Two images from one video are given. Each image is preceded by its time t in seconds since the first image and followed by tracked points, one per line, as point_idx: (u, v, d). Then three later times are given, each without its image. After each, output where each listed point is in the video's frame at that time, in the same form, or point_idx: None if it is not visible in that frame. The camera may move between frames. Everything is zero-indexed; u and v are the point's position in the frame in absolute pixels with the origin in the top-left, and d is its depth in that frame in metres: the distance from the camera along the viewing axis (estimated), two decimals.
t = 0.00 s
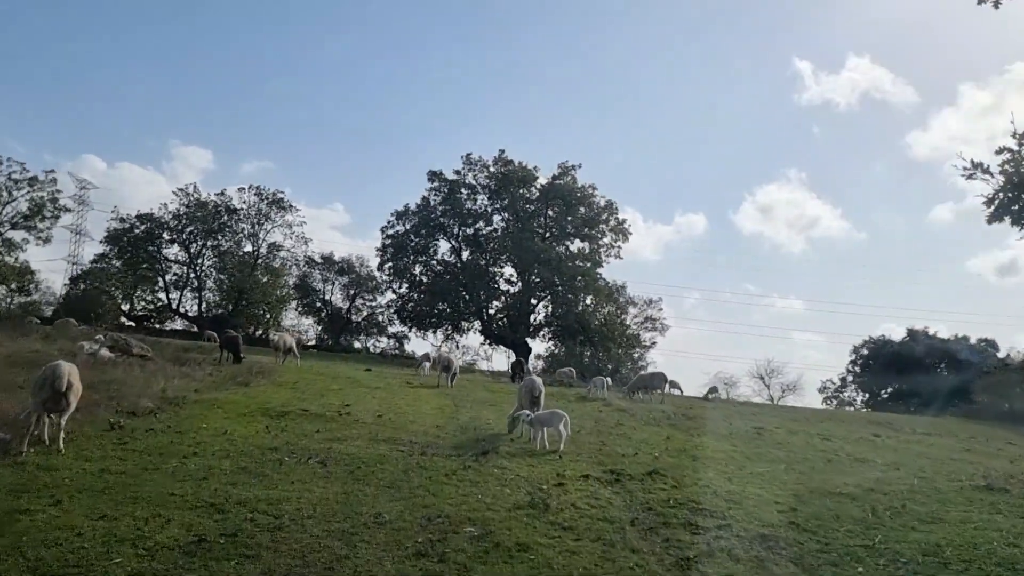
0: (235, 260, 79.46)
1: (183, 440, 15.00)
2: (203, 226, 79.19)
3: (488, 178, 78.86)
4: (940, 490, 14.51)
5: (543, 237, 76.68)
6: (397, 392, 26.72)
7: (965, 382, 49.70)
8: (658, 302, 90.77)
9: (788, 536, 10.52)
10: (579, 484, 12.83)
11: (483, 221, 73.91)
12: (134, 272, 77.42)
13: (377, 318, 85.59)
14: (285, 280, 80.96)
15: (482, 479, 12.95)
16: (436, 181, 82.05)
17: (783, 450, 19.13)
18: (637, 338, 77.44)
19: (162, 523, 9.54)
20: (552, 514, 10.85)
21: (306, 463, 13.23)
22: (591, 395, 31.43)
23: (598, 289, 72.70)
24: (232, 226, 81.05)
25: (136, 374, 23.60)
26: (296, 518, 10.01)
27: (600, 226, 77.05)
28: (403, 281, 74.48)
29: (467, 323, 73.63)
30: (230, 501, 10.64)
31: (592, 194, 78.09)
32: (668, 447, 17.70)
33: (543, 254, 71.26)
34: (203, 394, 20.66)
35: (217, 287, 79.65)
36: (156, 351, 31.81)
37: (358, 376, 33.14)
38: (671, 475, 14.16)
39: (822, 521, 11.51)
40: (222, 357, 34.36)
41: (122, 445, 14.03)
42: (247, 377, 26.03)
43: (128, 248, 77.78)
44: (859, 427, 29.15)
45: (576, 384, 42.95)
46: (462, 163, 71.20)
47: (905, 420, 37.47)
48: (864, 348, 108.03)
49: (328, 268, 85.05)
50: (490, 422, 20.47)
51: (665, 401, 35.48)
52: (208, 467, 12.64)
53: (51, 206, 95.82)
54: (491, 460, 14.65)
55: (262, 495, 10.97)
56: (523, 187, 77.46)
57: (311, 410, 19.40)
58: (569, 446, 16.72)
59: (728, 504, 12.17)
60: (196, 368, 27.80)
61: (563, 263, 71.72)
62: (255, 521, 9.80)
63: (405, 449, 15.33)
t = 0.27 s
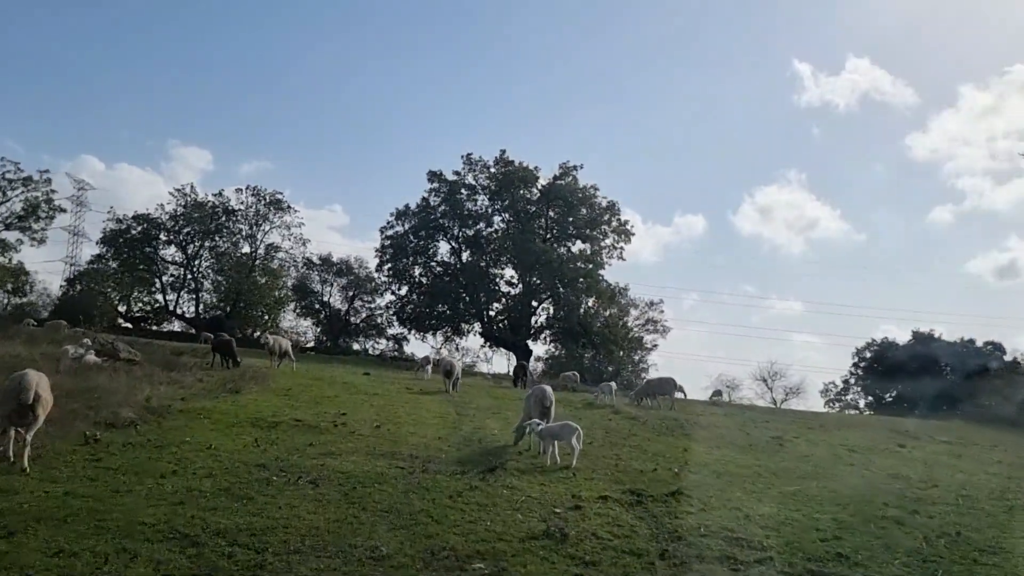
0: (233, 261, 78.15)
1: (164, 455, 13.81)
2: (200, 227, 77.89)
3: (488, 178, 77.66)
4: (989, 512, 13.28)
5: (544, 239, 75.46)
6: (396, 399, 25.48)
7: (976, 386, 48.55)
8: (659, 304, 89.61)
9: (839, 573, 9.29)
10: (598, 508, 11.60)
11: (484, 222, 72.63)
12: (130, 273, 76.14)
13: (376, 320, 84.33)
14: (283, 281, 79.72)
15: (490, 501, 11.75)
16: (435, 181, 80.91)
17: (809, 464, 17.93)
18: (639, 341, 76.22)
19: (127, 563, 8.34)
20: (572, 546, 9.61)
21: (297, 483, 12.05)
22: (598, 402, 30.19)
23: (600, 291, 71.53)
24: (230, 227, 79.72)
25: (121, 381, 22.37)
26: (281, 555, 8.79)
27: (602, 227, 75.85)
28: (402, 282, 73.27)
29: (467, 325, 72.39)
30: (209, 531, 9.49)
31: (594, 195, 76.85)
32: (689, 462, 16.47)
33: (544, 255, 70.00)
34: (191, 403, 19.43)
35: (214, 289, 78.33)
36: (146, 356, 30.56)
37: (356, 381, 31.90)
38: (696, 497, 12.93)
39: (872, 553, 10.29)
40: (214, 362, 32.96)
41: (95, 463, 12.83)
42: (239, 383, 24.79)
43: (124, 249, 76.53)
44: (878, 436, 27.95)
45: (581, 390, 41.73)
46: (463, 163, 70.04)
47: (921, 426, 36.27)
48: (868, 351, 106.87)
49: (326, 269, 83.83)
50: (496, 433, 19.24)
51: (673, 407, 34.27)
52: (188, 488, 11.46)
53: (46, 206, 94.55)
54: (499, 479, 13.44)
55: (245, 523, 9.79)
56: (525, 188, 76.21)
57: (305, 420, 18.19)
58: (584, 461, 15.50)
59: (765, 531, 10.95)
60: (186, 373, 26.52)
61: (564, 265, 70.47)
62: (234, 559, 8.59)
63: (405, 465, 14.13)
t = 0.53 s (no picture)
0: (230, 263, 76.81)
1: (146, 473, 12.59)
2: (196, 228, 76.42)
3: (489, 180, 76.45)
4: None
5: (545, 241, 74.27)
6: (398, 407, 24.28)
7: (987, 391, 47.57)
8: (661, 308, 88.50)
9: None
10: (627, 535, 10.42)
11: (484, 223, 71.41)
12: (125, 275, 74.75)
13: (374, 323, 83.05)
14: (280, 283, 78.43)
15: (507, 527, 10.55)
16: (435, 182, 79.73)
17: (841, 480, 16.78)
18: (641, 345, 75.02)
19: None
20: None
21: (293, 506, 10.85)
22: (607, 409, 29.04)
23: (602, 294, 70.34)
24: (226, 228, 78.22)
25: (107, 388, 21.14)
26: None
27: (604, 229, 74.68)
28: (401, 285, 72.00)
29: (466, 328, 71.15)
30: (191, 567, 8.30)
31: (596, 196, 75.67)
32: (715, 479, 15.27)
33: (545, 257, 68.78)
34: (180, 412, 18.20)
35: (210, 291, 76.96)
36: (136, 361, 29.32)
37: (355, 387, 30.69)
38: (732, 521, 11.70)
39: None
40: (207, 367, 31.67)
41: (70, 482, 11.62)
42: (233, 390, 23.56)
43: (120, 250, 74.86)
44: (899, 446, 26.86)
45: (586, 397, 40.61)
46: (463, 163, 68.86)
47: (937, 433, 35.20)
48: (870, 355, 105.85)
49: (324, 271, 82.58)
50: (506, 444, 18.07)
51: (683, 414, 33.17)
52: (171, 513, 10.27)
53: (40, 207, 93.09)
54: (515, 499, 12.26)
55: (232, 558, 8.59)
56: (526, 189, 74.99)
57: (303, 431, 16.99)
58: (604, 478, 14.32)
59: (816, 563, 9.76)
60: (177, 380, 25.26)
61: (566, 267, 69.20)
62: None
63: (411, 484, 12.94)
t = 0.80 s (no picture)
0: (227, 263, 75.51)
1: (124, 491, 11.44)
2: (193, 228, 75.08)
3: (489, 178, 75.20)
4: None
5: (546, 240, 73.06)
6: (399, 412, 23.13)
7: (999, 394, 46.58)
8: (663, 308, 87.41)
9: None
10: (660, 566, 9.26)
11: (484, 223, 70.18)
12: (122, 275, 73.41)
13: (374, 323, 81.84)
14: (278, 283, 77.21)
15: (524, 556, 9.38)
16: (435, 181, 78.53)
17: (875, 496, 15.66)
18: (644, 346, 73.85)
19: None
20: None
21: (283, 531, 9.71)
22: (616, 414, 27.90)
23: (605, 294, 69.11)
24: (223, 227, 76.73)
25: (91, 393, 19.96)
26: None
27: (606, 229, 73.50)
28: (401, 285, 70.77)
29: (467, 329, 69.97)
30: None
31: (598, 195, 74.45)
32: (743, 494, 14.12)
33: (547, 257, 67.56)
34: (168, 420, 17.05)
35: (208, 291, 75.67)
36: (126, 364, 28.11)
37: (354, 391, 29.52)
38: (772, 546, 10.56)
39: None
40: (201, 369, 30.44)
41: (36, 503, 10.47)
42: (225, 394, 22.38)
43: (116, 250, 73.00)
44: (921, 454, 25.78)
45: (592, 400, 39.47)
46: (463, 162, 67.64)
47: (954, 438, 34.11)
48: (873, 355, 104.80)
49: (322, 271, 81.37)
50: (515, 454, 16.91)
51: (694, 419, 32.07)
52: (146, 541, 9.12)
53: (34, 206, 91.73)
54: (531, 521, 11.10)
55: None
56: (527, 188, 73.76)
57: (300, 441, 15.87)
58: (623, 494, 13.17)
59: None
60: (167, 384, 24.06)
61: (568, 267, 67.95)
62: None
63: (416, 502, 11.83)
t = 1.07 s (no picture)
0: (226, 265, 74.35)
1: (98, 518, 10.34)
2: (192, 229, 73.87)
3: (491, 178, 74.01)
4: None
5: (549, 241, 71.92)
6: (401, 421, 21.97)
7: (1005, 396, 46.21)
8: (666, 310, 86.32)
9: None
10: None
11: (486, 223, 69.00)
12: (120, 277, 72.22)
13: (374, 325, 80.67)
14: (277, 285, 76.08)
15: None
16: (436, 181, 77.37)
17: (911, 515, 14.56)
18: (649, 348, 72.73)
19: None
20: None
21: (271, 567, 8.56)
22: (626, 421, 26.75)
23: (608, 296, 67.93)
24: (222, 228, 75.57)
25: (74, 401, 18.83)
26: None
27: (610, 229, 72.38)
28: (402, 286, 69.58)
29: (468, 331, 68.78)
30: None
31: (602, 195, 73.29)
32: (776, 516, 13.00)
33: (549, 258, 66.40)
34: (154, 431, 15.89)
35: (207, 293, 74.47)
36: (115, 370, 26.92)
37: (353, 397, 28.36)
38: None
39: None
40: (194, 375, 29.14)
41: None
42: (217, 403, 21.21)
43: (114, 251, 71.89)
44: (943, 464, 24.69)
45: (596, 406, 38.36)
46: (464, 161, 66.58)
47: (973, 444, 32.97)
48: (878, 358, 103.67)
49: (322, 272, 80.26)
50: (525, 469, 15.78)
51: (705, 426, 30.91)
52: None
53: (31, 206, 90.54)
54: (550, 550, 9.97)
55: None
56: (529, 188, 72.63)
57: (295, 455, 14.72)
58: (647, 517, 12.06)
59: None
60: (157, 391, 22.86)
61: (571, 268, 66.70)
62: None
63: (422, 528, 10.66)
